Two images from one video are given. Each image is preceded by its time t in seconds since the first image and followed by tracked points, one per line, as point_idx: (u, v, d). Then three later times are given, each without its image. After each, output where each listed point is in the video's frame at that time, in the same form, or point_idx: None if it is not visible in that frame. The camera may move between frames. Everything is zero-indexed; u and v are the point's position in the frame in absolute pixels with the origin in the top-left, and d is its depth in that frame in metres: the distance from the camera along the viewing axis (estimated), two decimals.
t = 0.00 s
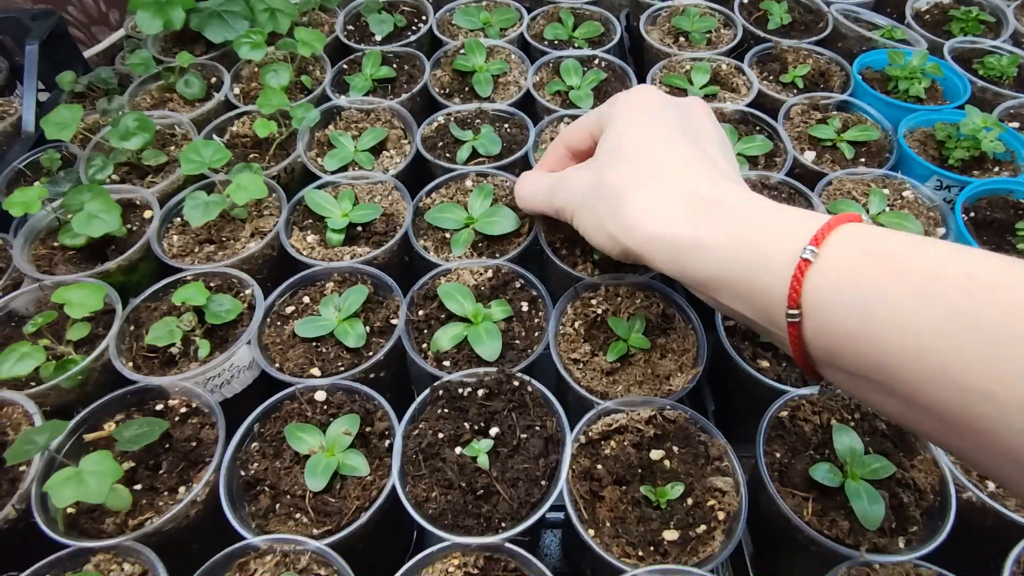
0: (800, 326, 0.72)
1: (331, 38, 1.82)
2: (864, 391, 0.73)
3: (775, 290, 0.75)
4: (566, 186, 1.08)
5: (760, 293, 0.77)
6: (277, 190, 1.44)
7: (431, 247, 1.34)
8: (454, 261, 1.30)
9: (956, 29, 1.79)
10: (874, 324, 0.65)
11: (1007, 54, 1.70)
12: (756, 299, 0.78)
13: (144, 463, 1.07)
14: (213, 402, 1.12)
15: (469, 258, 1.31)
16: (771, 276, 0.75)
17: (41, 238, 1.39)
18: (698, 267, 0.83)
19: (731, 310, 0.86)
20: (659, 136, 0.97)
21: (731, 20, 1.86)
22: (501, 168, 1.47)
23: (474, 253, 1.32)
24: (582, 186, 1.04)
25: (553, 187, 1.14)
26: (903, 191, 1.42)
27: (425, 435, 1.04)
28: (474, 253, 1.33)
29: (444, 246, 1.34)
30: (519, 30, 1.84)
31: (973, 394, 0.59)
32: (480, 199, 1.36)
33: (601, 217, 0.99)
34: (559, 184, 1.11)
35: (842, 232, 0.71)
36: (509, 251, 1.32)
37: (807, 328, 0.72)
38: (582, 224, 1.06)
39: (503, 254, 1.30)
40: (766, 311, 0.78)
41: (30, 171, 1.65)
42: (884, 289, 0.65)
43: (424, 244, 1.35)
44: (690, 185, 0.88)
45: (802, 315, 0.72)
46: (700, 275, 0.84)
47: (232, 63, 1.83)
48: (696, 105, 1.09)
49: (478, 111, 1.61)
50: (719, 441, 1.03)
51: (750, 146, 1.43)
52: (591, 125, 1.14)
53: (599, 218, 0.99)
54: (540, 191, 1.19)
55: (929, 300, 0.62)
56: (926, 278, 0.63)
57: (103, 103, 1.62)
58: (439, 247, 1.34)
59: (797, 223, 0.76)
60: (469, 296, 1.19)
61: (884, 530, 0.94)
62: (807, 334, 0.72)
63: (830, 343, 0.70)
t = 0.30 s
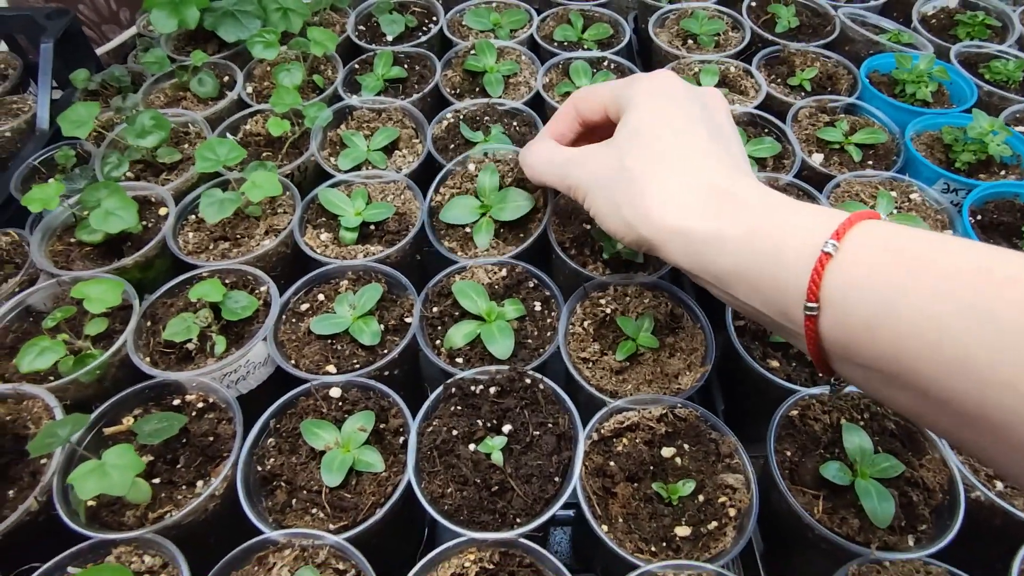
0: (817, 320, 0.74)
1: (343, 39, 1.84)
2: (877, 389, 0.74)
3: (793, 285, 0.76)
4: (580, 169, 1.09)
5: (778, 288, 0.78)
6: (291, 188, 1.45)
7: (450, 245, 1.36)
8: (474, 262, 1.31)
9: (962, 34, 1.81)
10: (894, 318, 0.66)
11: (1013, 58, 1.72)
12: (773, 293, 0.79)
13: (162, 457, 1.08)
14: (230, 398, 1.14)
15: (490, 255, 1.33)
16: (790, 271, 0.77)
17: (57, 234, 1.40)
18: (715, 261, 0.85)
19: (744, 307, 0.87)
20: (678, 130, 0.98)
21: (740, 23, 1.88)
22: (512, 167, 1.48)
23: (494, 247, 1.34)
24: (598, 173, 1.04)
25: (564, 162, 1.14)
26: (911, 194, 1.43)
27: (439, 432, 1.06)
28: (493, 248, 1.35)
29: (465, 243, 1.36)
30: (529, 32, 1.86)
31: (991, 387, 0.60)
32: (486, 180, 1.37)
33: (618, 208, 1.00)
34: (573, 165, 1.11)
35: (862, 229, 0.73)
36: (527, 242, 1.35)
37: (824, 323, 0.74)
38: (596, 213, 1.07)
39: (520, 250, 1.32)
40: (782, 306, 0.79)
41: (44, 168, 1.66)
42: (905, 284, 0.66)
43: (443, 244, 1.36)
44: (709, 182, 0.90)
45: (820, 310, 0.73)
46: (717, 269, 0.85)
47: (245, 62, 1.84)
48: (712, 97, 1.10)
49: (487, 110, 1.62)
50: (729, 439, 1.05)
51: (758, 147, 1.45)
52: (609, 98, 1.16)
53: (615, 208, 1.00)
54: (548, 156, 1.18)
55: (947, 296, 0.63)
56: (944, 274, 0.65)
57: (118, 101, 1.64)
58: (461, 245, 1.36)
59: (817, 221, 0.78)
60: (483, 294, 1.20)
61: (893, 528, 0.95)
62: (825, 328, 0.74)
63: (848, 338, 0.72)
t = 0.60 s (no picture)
0: (839, 340, 0.76)
1: (362, 52, 1.87)
2: (894, 409, 0.77)
3: (817, 304, 0.78)
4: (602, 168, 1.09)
5: (801, 306, 0.81)
6: (314, 201, 1.48)
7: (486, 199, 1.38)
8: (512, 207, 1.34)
9: (971, 53, 1.84)
10: (915, 341, 0.69)
11: (1021, 77, 1.74)
12: (796, 310, 0.82)
13: (190, 465, 1.10)
14: (257, 407, 1.16)
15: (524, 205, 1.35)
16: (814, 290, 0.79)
17: (85, 244, 1.43)
18: (739, 276, 0.87)
19: (762, 322, 0.90)
20: (701, 141, 1.00)
21: (752, 40, 1.91)
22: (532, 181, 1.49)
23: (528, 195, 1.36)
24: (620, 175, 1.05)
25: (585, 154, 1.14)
26: (922, 212, 1.46)
27: (464, 443, 1.08)
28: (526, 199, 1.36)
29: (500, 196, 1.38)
30: (545, 46, 1.89)
31: (1010, 411, 0.63)
32: (517, 142, 1.40)
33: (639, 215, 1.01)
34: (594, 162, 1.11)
35: (885, 253, 0.75)
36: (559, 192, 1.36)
37: (845, 344, 0.76)
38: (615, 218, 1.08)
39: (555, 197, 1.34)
40: (804, 323, 0.81)
41: (68, 176, 1.69)
42: (926, 309, 0.69)
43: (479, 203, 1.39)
44: (734, 195, 0.92)
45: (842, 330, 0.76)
46: (739, 284, 0.87)
47: (265, 73, 1.87)
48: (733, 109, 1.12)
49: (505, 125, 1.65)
50: (747, 452, 1.07)
51: (772, 163, 1.47)
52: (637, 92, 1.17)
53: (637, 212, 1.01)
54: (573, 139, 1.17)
55: (970, 322, 0.65)
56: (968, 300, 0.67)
57: (142, 111, 1.67)
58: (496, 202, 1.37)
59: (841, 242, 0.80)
60: (505, 305, 1.23)
61: (909, 542, 0.98)
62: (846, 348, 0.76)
63: (869, 360, 0.74)
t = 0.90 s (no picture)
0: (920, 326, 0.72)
1: (371, 67, 1.92)
2: (946, 399, 0.76)
3: (898, 287, 0.73)
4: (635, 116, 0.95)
5: (874, 287, 0.75)
6: (325, 214, 1.52)
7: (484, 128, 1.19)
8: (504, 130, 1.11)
9: (965, 73, 1.89)
10: (1009, 332, 0.66)
11: (1013, 98, 1.79)
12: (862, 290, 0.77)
13: (205, 472, 1.14)
14: (270, 416, 1.19)
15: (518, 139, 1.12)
16: (892, 271, 0.74)
17: (100, 254, 1.47)
18: (806, 252, 0.80)
19: (808, 305, 0.85)
20: (754, 120, 0.94)
21: (751, 58, 1.96)
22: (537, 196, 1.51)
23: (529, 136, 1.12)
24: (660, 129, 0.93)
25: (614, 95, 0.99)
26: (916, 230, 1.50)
27: (472, 453, 1.12)
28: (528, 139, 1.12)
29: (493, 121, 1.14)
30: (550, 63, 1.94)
31: None
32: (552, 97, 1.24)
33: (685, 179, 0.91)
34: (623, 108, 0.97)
35: (974, 236, 0.71)
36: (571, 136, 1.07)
37: (924, 334, 0.72)
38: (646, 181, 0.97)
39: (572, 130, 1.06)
40: (873, 310, 0.76)
41: (82, 187, 1.72)
42: None
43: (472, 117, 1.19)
44: (796, 176, 0.86)
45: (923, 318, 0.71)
46: (805, 261, 0.80)
47: (276, 87, 1.92)
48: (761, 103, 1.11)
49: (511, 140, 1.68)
50: (746, 463, 1.11)
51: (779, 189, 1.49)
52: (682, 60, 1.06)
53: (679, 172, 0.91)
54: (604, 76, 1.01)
55: None
56: None
57: (156, 124, 1.71)
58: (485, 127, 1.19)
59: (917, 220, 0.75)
60: (511, 318, 1.26)
61: (901, 552, 1.01)
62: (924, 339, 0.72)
63: (948, 355, 0.71)
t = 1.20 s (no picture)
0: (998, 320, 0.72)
1: (371, 86, 1.99)
2: (990, 408, 0.77)
3: (986, 278, 0.74)
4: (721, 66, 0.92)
5: (951, 276, 0.77)
6: (325, 230, 1.58)
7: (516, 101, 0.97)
8: (546, 106, 0.94)
9: (942, 97, 1.96)
10: None
11: (989, 122, 1.87)
12: (940, 276, 0.77)
13: (208, 479, 1.19)
14: (271, 425, 1.25)
15: (566, 112, 0.95)
16: (979, 263, 0.76)
17: (108, 268, 1.52)
18: (891, 228, 0.81)
19: (865, 287, 0.83)
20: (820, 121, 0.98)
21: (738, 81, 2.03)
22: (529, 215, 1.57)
23: (579, 104, 0.94)
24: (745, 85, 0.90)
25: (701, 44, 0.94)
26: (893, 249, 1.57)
27: (464, 462, 1.17)
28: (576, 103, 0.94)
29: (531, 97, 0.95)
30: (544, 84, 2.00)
31: None
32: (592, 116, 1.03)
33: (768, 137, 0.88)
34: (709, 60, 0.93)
35: None
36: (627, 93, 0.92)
37: (999, 332, 0.73)
38: (716, 136, 0.92)
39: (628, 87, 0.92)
40: (948, 298, 0.77)
41: (89, 200, 1.77)
42: None
43: (511, 98, 0.98)
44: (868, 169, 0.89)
45: (1005, 314, 0.72)
46: (885, 239, 0.81)
47: (278, 104, 1.98)
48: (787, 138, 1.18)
49: (506, 159, 1.75)
50: (725, 473, 1.16)
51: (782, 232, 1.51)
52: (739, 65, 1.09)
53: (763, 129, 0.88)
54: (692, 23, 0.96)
55: None
56: None
57: (162, 141, 1.77)
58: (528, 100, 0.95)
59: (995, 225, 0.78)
60: (503, 333, 1.32)
61: (870, 558, 1.07)
62: (997, 337, 0.73)
63: (1017, 360, 0.73)
